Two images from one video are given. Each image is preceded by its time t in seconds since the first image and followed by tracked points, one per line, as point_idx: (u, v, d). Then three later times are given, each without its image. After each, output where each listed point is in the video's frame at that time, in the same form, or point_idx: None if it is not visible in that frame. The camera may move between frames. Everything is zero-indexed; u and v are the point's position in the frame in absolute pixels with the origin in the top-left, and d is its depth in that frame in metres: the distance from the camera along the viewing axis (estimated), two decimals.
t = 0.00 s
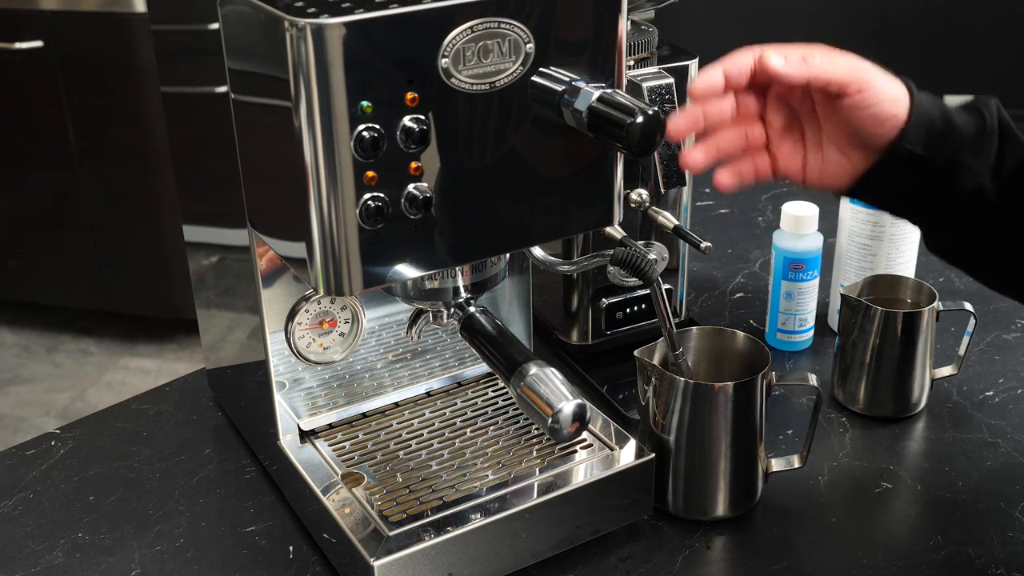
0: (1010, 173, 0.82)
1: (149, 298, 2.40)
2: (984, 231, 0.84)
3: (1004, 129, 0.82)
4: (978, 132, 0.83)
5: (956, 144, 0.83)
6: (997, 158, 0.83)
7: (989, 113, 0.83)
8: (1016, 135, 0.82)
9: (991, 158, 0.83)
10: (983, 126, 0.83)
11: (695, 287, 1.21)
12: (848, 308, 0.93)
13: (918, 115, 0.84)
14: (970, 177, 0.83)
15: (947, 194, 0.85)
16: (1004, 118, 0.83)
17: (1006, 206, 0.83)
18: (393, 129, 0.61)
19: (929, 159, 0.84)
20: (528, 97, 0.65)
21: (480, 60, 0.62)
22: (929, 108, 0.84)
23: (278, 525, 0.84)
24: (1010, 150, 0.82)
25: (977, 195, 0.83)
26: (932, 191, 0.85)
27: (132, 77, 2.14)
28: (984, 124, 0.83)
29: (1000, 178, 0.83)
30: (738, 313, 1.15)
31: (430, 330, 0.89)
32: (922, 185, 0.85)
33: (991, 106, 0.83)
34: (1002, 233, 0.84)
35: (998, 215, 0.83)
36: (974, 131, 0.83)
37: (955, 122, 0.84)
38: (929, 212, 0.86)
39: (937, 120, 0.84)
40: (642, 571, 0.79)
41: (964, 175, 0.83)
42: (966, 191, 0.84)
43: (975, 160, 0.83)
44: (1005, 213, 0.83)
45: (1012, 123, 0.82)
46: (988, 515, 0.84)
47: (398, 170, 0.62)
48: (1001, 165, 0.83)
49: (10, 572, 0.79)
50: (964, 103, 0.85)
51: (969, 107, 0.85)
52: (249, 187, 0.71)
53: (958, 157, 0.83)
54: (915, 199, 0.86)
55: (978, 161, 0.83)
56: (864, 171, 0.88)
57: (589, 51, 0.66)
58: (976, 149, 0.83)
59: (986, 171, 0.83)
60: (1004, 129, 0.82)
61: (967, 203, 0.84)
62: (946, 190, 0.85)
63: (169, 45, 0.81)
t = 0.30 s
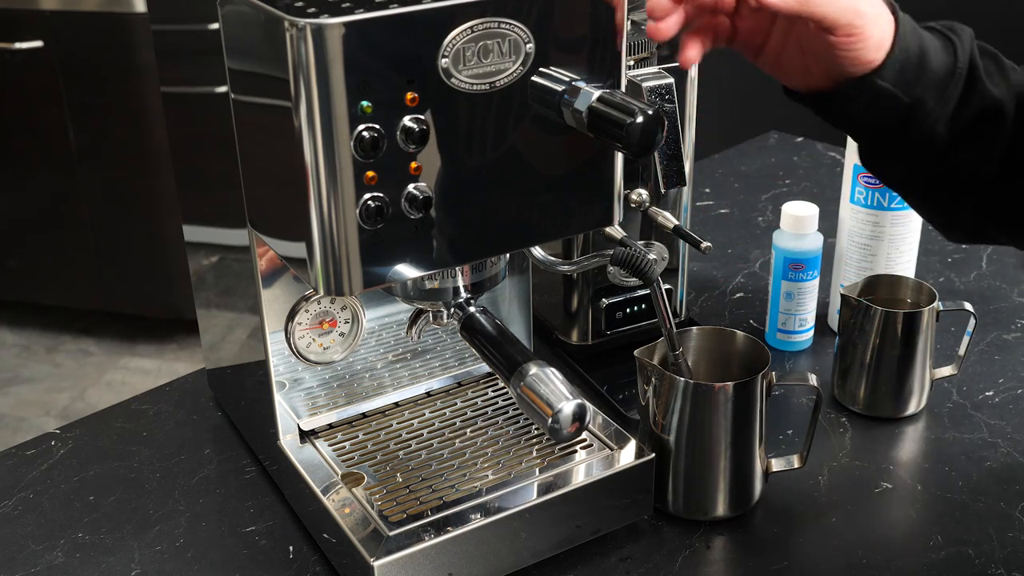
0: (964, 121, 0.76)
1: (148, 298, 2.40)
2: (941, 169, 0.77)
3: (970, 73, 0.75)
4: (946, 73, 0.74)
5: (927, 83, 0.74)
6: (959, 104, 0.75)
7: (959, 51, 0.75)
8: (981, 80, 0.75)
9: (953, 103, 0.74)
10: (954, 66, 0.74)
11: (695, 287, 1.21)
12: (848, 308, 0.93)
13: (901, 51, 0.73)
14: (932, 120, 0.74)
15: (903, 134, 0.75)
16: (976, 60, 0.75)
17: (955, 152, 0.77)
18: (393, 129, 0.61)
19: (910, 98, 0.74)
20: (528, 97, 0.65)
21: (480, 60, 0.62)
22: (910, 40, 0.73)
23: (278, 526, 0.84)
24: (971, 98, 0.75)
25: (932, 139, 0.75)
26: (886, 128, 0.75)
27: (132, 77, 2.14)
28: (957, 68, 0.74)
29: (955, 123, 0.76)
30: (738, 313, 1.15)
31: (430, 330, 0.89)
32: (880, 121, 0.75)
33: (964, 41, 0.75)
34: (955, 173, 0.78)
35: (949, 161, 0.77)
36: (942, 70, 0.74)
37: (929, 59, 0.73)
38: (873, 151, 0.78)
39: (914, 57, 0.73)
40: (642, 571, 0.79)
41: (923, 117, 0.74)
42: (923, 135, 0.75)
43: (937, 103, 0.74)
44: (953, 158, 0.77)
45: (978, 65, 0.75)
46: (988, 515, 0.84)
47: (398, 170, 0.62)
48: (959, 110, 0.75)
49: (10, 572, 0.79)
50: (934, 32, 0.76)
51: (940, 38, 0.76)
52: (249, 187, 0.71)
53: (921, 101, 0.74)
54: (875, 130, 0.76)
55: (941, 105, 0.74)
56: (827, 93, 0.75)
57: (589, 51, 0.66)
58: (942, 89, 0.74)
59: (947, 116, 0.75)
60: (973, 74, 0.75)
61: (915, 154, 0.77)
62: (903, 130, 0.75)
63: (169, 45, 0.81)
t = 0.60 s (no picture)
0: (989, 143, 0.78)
1: (148, 297, 2.40)
2: (949, 202, 0.80)
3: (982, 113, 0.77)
4: (971, 106, 0.77)
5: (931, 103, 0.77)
6: (980, 128, 0.77)
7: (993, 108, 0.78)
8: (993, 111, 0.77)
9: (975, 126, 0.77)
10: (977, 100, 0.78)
11: (695, 287, 1.21)
12: (848, 308, 0.93)
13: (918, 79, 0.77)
14: (957, 144, 0.77)
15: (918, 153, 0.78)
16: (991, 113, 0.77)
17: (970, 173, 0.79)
18: (393, 129, 0.61)
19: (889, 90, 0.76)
20: (528, 97, 0.65)
21: (480, 59, 0.62)
22: (963, 103, 0.77)
23: (278, 525, 0.84)
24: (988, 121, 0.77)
25: (962, 163, 0.78)
26: (901, 147, 0.78)
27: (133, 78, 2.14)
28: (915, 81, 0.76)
29: (981, 151, 0.78)
30: (738, 313, 1.15)
31: (430, 330, 0.89)
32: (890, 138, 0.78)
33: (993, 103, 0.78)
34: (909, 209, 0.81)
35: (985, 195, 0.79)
36: (928, 87, 0.77)
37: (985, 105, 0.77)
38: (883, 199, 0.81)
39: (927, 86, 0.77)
40: (642, 571, 0.79)
41: (949, 140, 0.77)
42: (951, 159, 0.78)
43: (961, 126, 0.77)
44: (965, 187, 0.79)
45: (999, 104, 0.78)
46: (988, 515, 0.84)
47: (398, 171, 0.62)
48: (981, 132, 0.77)
49: (10, 572, 0.79)
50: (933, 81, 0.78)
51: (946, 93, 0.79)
52: (249, 187, 0.71)
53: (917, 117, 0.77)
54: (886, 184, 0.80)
55: (962, 128, 0.77)
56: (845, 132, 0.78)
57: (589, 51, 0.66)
58: (960, 116, 0.77)
59: (969, 140, 0.78)
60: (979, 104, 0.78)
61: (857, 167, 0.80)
62: (922, 151, 0.78)
63: (169, 45, 0.81)
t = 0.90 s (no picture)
0: None
1: (148, 297, 2.40)
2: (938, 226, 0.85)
3: None
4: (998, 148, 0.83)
5: (989, 158, 0.82)
6: None
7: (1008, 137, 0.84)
8: None
9: None
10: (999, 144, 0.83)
11: (695, 287, 1.21)
12: (848, 308, 0.93)
13: (944, 146, 0.83)
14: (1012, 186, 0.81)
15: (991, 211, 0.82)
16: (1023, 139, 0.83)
17: None
18: (393, 129, 0.61)
19: (934, 173, 0.83)
20: (528, 96, 0.65)
21: (480, 60, 0.62)
22: (951, 138, 0.84)
23: (278, 525, 0.84)
24: None
25: None
26: (973, 205, 0.83)
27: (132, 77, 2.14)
28: (948, 141, 0.84)
29: None
30: (738, 313, 1.15)
31: (430, 330, 0.89)
32: (961, 203, 0.83)
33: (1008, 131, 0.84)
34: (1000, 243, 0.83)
35: None
36: (960, 143, 0.84)
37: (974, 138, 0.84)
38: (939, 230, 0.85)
39: (956, 141, 0.84)
40: (642, 571, 0.79)
41: (1003, 185, 0.82)
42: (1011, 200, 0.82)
43: (1009, 169, 0.82)
44: None
45: None
46: (988, 515, 0.84)
47: (398, 171, 0.62)
48: None
49: (10, 572, 0.79)
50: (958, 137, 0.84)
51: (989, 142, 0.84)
52: (249, 188, 0.71)
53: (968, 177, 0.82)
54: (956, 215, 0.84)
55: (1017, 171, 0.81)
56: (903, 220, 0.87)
57: (589, 50, 0.66)
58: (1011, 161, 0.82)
59: None
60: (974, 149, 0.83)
61: (927, 222, 0.85)
62: (986, 206, 0.83)
63: (169, 45, 0.81)
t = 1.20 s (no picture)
0: (943, 167, 0.75)
1: (148, 297, 2.40)
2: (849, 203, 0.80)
3: (935, 122, 0.76)
4: (902, 121, 0.77)
5: (882, 135, 0.76)
6: (929, 148, 0.76)
7: (915, 108, 0.77)
8: (953, 126, 0.75)
9: (922, 148, 0.75)
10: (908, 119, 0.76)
11: (695, 287, 1.21)
12: (848, 308, 0.93)
13: (842, 120, 0.77)
14: (904, 170, 0.76)
15: (883, 194, 0.77)
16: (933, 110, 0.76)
17: (961, 198, 0.75)
18: (393, 130, 0.61)
19: (823, 154, 0.77)
20: (528, 97, 0.65)
21: (480, 60, 0.62)
22: (852, 111, 0.78)
23: (278, 525, 0.84)
24: (944, 141, 0.75)
25: (915, 185, 0.76)
26: (867, 187, 0.78)
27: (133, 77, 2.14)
28: (848, 115, 0.77)
29: (934, 171, 0.76)
30: (738, 313, 1.15)
31: (430, 330, 0.89)
32: (859, 184, 0.78)
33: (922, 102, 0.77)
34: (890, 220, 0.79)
35: (956, 209, 0.75)
36: (861, 116, 0.77)
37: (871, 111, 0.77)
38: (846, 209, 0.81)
39: (857, 114, 0.77)
40: (642, 571, 0.79)
41: (895, 167, 0.76)
42: (902, 183, 0.76)
43: (907, 149, 0.76)
44: (961, 208, 0.75)
45: (944, 114, 0.76)
46: (988, 515, 0.84)
47: (398, 171, 0.62)
48: (933, 160, 0.76)
49: (10, 572, 0.79)
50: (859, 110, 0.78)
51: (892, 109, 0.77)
52: (249, 188, 0.71)
53: (860, 157, 0.77)
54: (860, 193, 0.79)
55: (908, 152, 0.76)
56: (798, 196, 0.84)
57: (590, 50, 0.66)
58: (904, 140, 0.76)
59: (922, 163, 0.76)
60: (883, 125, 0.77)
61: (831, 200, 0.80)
62: (879, 188, 0.77)
63: (169, 45, 0.81)
